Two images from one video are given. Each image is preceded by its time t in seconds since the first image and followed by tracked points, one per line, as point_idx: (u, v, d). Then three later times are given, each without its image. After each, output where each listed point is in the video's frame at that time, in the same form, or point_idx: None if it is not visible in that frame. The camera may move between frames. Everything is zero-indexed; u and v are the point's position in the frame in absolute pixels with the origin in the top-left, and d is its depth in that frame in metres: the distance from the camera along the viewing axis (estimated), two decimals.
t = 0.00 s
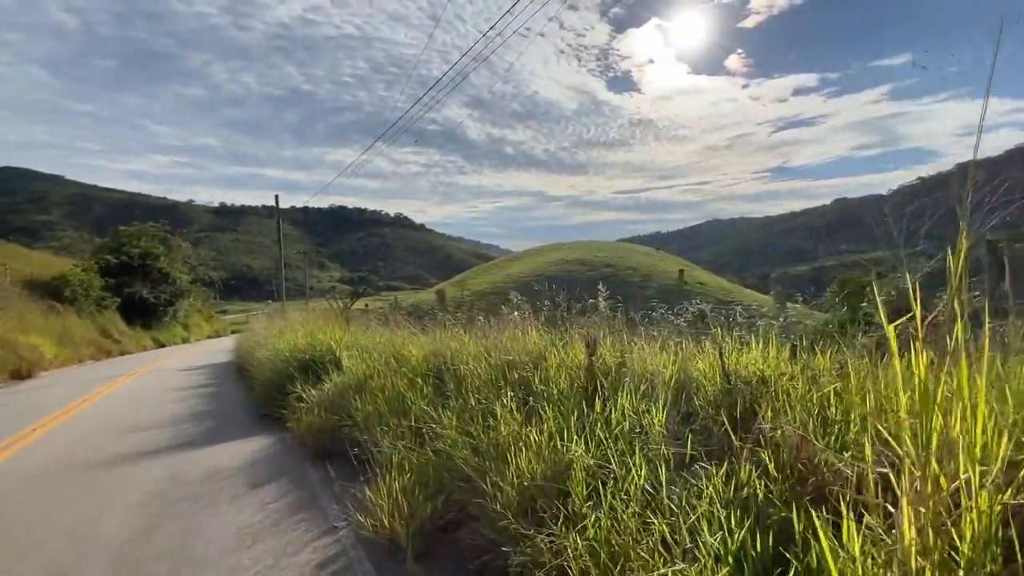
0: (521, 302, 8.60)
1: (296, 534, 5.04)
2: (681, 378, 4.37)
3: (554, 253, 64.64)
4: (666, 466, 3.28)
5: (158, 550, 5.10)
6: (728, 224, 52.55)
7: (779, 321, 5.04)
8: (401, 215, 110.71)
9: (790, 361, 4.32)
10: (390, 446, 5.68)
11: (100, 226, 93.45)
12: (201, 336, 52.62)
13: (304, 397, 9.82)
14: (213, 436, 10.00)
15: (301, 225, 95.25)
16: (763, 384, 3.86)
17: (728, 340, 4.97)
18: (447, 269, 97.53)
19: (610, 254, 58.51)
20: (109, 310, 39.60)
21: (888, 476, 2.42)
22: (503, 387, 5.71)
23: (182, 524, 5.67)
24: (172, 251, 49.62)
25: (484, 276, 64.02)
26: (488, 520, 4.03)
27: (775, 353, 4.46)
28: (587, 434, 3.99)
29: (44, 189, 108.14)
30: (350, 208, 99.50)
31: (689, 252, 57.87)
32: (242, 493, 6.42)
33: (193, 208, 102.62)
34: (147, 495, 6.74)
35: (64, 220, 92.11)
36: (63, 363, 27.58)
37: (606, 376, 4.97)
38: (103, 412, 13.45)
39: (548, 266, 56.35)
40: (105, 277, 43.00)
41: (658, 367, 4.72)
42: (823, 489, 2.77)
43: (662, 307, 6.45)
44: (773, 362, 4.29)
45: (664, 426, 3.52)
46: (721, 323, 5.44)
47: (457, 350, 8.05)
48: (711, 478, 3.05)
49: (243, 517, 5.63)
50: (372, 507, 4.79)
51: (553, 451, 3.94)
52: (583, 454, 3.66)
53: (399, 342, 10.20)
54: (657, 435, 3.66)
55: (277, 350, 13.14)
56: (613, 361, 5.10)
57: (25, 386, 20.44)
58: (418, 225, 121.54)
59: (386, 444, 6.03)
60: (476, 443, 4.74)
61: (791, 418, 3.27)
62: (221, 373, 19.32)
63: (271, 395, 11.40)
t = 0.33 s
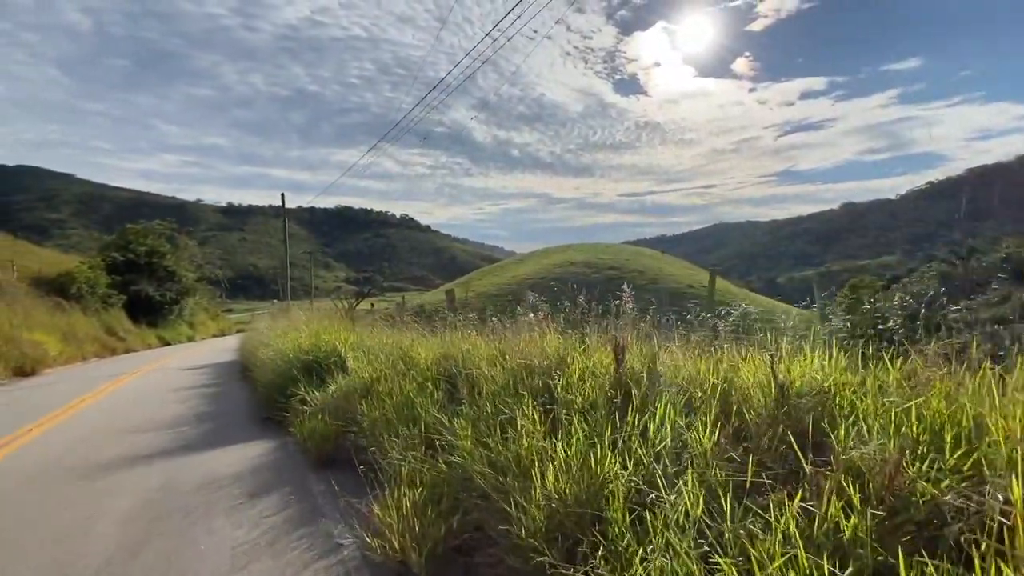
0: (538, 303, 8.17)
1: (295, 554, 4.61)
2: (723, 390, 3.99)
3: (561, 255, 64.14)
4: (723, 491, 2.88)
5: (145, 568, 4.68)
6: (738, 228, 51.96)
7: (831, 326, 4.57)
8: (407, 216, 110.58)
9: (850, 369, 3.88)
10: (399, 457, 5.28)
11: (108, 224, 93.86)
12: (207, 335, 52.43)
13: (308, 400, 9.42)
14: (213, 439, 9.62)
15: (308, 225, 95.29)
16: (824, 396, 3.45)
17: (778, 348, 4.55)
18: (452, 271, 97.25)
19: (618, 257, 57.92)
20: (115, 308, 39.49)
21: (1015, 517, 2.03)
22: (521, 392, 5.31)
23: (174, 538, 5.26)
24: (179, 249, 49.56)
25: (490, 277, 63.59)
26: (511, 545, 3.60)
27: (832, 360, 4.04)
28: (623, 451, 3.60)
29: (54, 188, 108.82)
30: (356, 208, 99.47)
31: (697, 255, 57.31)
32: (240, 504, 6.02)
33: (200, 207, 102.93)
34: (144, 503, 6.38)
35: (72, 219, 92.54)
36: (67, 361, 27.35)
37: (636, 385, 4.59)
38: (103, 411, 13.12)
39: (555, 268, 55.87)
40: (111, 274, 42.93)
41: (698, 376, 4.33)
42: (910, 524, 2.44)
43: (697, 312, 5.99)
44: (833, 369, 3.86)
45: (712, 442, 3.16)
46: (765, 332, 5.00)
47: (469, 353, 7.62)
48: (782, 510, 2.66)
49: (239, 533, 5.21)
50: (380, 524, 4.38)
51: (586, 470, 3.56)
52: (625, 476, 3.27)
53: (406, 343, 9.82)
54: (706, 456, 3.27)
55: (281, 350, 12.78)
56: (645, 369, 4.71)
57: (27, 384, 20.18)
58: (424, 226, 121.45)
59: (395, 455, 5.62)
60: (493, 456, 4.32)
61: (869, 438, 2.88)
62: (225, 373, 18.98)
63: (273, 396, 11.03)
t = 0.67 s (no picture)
0: (559, 304, 7.76)
1: None
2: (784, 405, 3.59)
3: (567, 257, 63.70)
4: (809, 529, 2.49)
5: None
6: (747, 231, 51.42)
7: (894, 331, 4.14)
8: (413, 218, 110.67)
9: (929, 381, 3.45)
10: (415, 472, 4.88)
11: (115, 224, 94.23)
12: (213, 335, 52.31)
13: (315, 405, 9.04)
14: (216, 444, 9.25)
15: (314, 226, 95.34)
16: (908, 414, 3.06)
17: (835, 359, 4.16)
18: (457, 273, 97.15)
19: (625, 260, 57.40)
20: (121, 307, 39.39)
21: None
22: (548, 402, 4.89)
23: (171, 556, 4.86)
24: (186, 249, 49.50)
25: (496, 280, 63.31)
26: None
27: (904, 371, 3.62)
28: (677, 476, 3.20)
29: (63, 188, 109.55)
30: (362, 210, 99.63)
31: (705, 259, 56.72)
32: (242, 517, 5.62)
33: (207, 208, 103.24)
34: (143, 512, 6.04)
35: (81, 218, 92.98)
36: (71, 361, 27.09)
37: (680, 398, 4.20)
38: (105, 413, 12.80)
39: (561, 270, 55.45)
40: (118, 274, 42.87)
41: (751, 389, 3.92)
42: None
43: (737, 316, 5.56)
44: (907, 381, 3.45)
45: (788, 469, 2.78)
46: (817, 339, 4.59)
47: (485, 357, 7.20)
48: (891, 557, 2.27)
49: (240, 551, 4.80)
50: (395, 548, 3.97)
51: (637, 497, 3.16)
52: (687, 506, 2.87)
53: (417, 346, 9.42)
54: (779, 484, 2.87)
55: (287, 351, 12.42)
56: (689, 380, 4.31)
57: (29, 383, 19.90)
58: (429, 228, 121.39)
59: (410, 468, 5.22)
60: (521, 475, 3.91)
61: (982, 467, 2.49)
62: (230, 374, 18.66)
63: (278, 400, 10.65)
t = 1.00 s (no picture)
0: (580, 307, 7.28)
1: None
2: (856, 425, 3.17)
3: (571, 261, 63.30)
4: None
5: None
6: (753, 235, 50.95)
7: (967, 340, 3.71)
8: (416, 221, 110.57)
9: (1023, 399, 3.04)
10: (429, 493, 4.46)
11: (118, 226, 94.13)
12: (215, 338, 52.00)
13: (317, 412, 8.61)
14: (214, 453, 8.81)
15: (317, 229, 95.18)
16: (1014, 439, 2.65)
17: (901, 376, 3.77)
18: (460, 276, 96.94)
19: (629, 263, 56.95)
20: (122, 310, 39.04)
21: None
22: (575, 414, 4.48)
23: None
24: (188, 251, 49.23)
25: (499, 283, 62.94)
26: None
27: (992, 386, 3.21)
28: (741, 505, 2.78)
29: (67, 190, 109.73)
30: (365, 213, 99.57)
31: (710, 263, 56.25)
32: (237, 538, 5.16)
33: (210, 211, 103.22)
34: (132, 530, 5.58)
35: (85, 221, 92.96)
36: (70, 363, 26.65)
37: (727, 415, 3.79)
38: (100, 418, 12.37)
39: (565, 274, 55.03)
40: (120, 276, 42.56)
41: (811, 403, 3.50)
42: None
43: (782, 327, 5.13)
44: (996, 398, 3.05)
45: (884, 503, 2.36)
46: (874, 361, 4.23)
47: (500, 364, 6.75)
48: None
49: None
50: None
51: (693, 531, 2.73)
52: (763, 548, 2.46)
53: (425, 350, 8.98)
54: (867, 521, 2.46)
55: (288, 356, 12.00)
56: (737, 396, 3.90)
57: (26, 387, 19.45)
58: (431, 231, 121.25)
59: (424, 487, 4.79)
60: (551, 499, 3.48)
61: None
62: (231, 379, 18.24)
63: (279, 407, 10.22)
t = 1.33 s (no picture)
0: (597, 310, 6.93)
1: None
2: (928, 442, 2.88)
3: (566, 264, 63.14)
4: None
5: None
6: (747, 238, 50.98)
7: None
8: (410, 225, 110.11)
9: None
10: (442, 515, 4.10)
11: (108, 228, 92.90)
12: (205, 342, 51.15)
13: (314, 420, 8.18)
14: (202, 464, 8.34)
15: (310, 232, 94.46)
16: None
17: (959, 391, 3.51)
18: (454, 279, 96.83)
19: (624, 267, 56.84)
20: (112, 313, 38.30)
21: None
22: (602, 425, 4.16)
23: None
24: (179, 253, 48.49)
25: (493, 285, 62.82)
26: None
27: None
28: (815, 536, 2.47)
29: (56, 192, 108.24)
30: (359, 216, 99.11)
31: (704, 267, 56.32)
32: (227, 563, 4.71)
33: (203, 213, 102.31)
34: (115, 553, 5.13)
35: (74, 223, 91.63)
36: (54, 367, 25.87)
37: (777, 427, 3.48)
38: (83, 426, 11.82)
39: (560, 277, 54.84)
40: (109, 278, 41.73)
41: (874, 416, 3.20)
42: None
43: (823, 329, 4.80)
44: None
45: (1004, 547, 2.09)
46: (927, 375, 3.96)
47: (510, 369, 6.36)
48: None
49: None
50: None
51: (764, 568, 2.43)
52: None
53: (427, 354, 8.59)
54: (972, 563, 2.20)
55: (282, 360, 11.54)
56: (786, 407, 3.59)
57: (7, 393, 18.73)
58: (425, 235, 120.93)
59: (435, 507, 4.42)
60: (589, 527, 3.18)
61: None
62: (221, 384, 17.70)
63: (272, 415, 9.76)
